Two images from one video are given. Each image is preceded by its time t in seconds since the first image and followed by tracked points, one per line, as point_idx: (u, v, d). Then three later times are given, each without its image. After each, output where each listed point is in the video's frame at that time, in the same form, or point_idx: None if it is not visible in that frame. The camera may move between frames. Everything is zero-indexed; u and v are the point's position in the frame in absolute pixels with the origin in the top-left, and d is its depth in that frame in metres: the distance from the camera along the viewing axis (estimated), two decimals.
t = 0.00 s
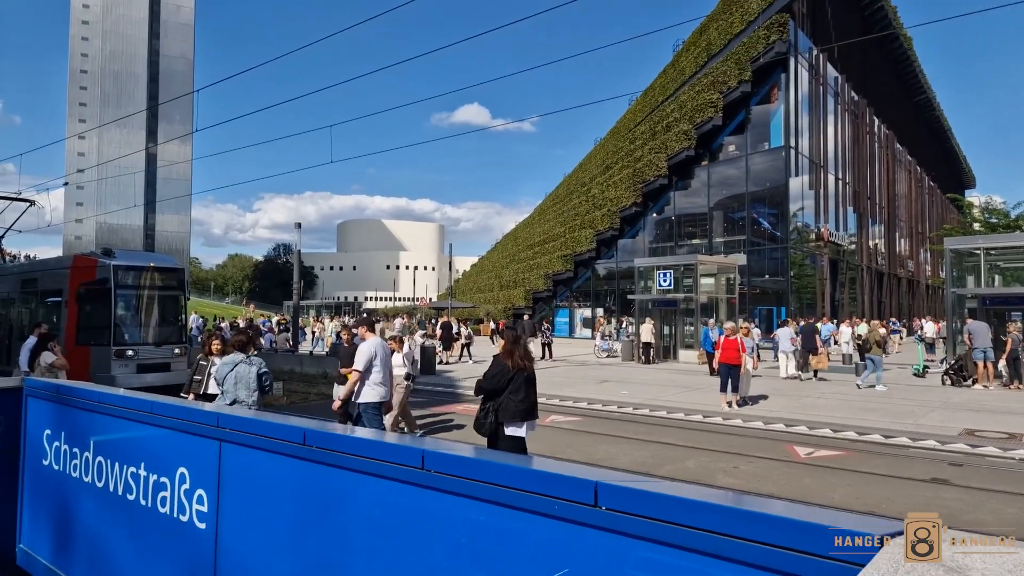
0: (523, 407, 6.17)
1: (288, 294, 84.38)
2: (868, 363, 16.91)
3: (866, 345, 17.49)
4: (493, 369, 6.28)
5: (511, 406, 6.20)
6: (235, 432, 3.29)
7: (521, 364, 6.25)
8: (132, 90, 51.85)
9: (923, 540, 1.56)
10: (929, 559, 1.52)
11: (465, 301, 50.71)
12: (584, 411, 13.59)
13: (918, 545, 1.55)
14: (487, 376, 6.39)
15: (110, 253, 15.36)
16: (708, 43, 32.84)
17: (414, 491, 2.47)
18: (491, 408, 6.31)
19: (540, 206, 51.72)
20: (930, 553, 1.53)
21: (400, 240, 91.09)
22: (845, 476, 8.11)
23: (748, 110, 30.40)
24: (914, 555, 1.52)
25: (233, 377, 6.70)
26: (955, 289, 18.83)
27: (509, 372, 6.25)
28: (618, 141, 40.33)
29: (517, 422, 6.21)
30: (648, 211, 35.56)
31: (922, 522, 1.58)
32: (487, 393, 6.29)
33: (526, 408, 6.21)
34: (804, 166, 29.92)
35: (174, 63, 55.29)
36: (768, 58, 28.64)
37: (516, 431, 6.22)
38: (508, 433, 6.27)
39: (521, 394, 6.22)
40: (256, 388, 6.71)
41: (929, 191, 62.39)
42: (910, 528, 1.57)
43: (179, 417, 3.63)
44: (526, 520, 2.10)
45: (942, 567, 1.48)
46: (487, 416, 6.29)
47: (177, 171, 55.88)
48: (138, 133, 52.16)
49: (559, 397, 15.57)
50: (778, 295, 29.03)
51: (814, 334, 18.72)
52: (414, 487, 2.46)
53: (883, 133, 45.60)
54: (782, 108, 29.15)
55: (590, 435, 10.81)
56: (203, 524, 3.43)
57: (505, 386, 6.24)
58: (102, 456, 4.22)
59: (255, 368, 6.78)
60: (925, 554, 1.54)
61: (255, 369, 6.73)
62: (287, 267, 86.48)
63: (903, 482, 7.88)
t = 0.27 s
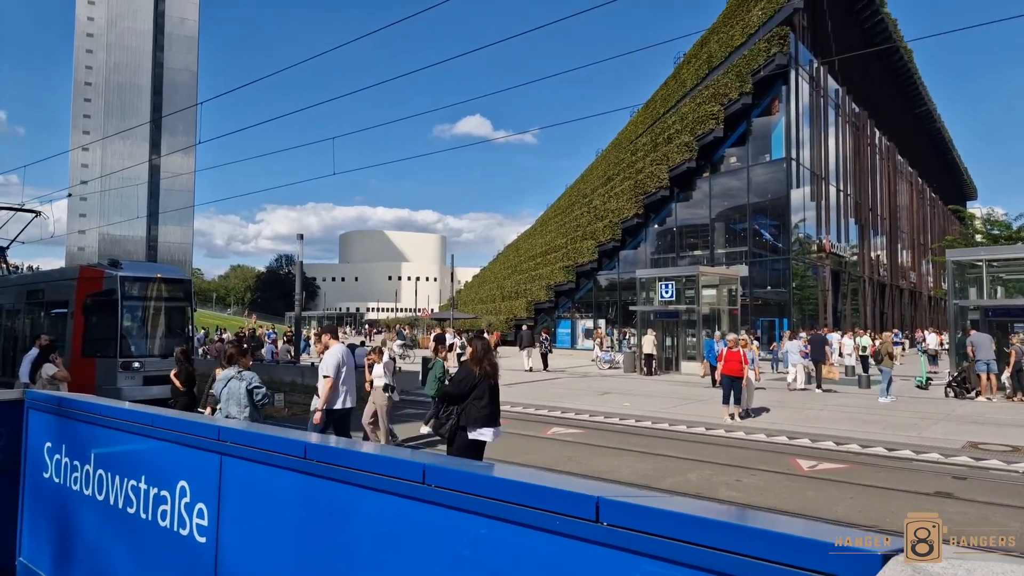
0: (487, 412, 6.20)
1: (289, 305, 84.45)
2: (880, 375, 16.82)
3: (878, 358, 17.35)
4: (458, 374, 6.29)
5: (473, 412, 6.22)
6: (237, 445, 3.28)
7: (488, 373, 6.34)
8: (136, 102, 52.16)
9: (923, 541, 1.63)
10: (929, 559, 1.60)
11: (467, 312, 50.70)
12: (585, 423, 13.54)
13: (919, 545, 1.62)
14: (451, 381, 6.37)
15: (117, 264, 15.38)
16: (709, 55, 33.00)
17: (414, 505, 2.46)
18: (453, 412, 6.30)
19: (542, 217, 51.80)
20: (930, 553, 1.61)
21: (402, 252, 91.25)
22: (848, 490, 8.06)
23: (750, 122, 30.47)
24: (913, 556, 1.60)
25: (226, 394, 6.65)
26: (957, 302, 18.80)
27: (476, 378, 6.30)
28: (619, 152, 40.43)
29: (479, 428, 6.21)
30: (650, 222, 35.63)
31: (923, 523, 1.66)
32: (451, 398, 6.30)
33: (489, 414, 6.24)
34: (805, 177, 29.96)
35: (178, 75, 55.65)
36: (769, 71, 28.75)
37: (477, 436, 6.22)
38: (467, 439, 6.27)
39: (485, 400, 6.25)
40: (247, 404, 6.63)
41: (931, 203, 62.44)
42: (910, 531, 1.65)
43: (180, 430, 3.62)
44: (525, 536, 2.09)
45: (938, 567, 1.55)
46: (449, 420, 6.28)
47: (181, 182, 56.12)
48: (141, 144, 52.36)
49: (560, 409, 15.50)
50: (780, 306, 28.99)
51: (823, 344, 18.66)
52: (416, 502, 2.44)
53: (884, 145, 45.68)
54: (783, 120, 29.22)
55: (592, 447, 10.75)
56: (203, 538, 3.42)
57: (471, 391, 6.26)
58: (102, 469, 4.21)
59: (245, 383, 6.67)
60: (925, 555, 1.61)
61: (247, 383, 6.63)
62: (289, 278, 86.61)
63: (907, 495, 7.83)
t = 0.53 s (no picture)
0: (450, 429, 6.35)
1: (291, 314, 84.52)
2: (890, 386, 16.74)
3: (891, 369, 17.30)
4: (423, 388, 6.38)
5: (437, 427, 6.37)
6: (235, 457, 3.27)
7: (453, 387, 6.40)
8: (139, 112, 52.43)
9: (923, 541, 1.95)
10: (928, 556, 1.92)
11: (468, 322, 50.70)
12: (587, 434, 13.50)
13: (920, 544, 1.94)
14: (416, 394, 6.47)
15: (125, 273, 15.37)
16: (710, 67, 33.14)
17: (413, 519, 2.44)
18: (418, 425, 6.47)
19: (543, 227, 51.84)
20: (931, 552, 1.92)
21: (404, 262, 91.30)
22: (850, 502, 8.03)
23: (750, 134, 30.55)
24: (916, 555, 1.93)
25: (224, 406, 6.64)
26: (959, 313, 18.75)
27: (441, 393, 6.40)
28: (621, 163, 40.52)
29: (443, 442, 6.38)
30: (651, 233, 35.68)
31: (924, 525, 1.98)
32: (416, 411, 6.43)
33: (453, 429, 6.39)
34: (806, 189, 29.98)
35: (182, 85, 55.92)
36: (769, 82, 28.85)
37: (441, 449, 6.40)
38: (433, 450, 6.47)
39: (448, 415, 6.38)
40: (246, 416, 6.61)
41: (932, 214, 62.44)
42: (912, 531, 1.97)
43: (179, 442, 3.61)
44: (523, 549, 2.08)
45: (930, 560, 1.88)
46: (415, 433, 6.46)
47: (183, 192, 56.32)
48: (144, 154, 52.61)
49: (562, 420, 15.45)
50: (782, 317, 28.94)
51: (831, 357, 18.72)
52: (414, 514, 2.44)
53: (885, 156, 45.74)
54: (784, 131, 29.26)
55: (593, 459, 10.71)
56: (201, 550, 3.40)
57: (435, 405, 6.37)
58: (102, 480, 4.20)
59: (243, 395, 6.65)
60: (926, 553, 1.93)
61: (246, 397, 6.60)
62: (291, 287, 86.70)
63: (909, 508, 7.81)
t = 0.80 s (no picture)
0: (406, 433, 6.71)
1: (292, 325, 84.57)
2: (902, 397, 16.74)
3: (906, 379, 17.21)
4: (382, 396, 6.76)
5: (396, 432, 6.73)
6: (234, 470, 3.26)
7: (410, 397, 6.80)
8: (142, 124, 52.63)
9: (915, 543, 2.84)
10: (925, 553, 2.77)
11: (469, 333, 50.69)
12: (588, 446, 13.45)
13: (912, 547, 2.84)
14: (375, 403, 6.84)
15: (133, 285, 15.45)
16: (710, 80, 33.31)
17: (411, 532, 2.43)
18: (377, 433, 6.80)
19: (544, 239, 51.92)
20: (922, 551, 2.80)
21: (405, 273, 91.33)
22: (852, 515, 8.01)
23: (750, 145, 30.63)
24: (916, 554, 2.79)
25: (227, 419, 6.59)
26: (960, 324, 18.69)
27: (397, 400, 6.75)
28: (621, 175, 40.62)
29: (402, 448, 6.74)
30: (652, 244, 35.74)
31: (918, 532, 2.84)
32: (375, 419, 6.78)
33: (409, 435, 6.77)
34: (806, 200, 30.00)
35: (184, 98, 56.19)
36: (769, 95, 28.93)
37: (399, 455, 6.75)
38: (390, 457, 6.80)
39: (406, 421, 6.76)
40: (248, 429, 6.57)
41: (933, 226, 62.47)
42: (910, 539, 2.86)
43: (179, 454, 3.60)
44: (523, 564, 2.07)
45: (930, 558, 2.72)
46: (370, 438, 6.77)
47: (185, 204, 56.50)
48: (146, 166, 52.85)
49: (563, 432, 15.39)
50: (783, 328, 28.87)
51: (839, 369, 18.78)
52: (413, 529, 2.43)
53: (885, 168, 45.82)
54: (783, 142, 29.29)
55: (595, 472, 10.64)
56: (199, 564, 3.39)
57: (393, 413, 6.75)
58: (100, 493, 4.19)
59: (246, 408, 6.61)
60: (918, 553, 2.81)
61: (251, 409, 6.55)
62: (292, 299, 86.77)
63: (911, 521, 7.78)
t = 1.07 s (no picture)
0: (377, 445, 6.76)
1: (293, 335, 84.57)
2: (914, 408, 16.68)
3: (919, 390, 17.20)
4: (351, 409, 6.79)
5: (366, 445, 6.78)
6: (233, 482, 3.25)
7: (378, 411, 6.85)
8: (143, 134, 52.83)
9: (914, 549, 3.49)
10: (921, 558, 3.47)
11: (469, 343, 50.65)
12: (588, 457, 13.41)
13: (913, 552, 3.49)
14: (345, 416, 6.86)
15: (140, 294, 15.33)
16: (709, 90, 33.44)
17: (411, 545, 2.43)
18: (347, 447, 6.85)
19: (545, 248, 51.98)
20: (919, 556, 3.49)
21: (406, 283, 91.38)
22: (854, 527, 7.97)
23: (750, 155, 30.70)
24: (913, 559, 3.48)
25: (229, 431, 6.54)
26: (960, 335, 18.65)
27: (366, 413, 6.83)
28: (621, 184, 40.68)
29: (371, 460, 6.77)
30: (652, 254, 35.77)
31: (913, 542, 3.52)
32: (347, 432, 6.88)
33: (380, 447, 6.81)
34: (806, 210, 30.04)
35: (186, 108, 56.35)
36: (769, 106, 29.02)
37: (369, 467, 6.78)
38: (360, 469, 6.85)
39: (376, 433, 6.80)
40: (251, 442, 6.52)
41: (933, 235, 62.54)
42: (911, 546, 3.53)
43: (178, 466, 3.59)
44: None
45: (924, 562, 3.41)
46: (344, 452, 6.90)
47: (186, 214, 56.59)
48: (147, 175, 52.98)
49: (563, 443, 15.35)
50: (784, 338, 28.83)
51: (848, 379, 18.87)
52: (413, 541, 2.42)
53: (885, 178, 45.90)
54: (783, 153, 29.33)
55: (595, 483, 10.61)
56: None
57: (363, 424, 6.80)
58: (99, 505, 4.17)
59: (250, 421, 6.57)
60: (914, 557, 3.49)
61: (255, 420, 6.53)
62: (293, 308, 86.82)
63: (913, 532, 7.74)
